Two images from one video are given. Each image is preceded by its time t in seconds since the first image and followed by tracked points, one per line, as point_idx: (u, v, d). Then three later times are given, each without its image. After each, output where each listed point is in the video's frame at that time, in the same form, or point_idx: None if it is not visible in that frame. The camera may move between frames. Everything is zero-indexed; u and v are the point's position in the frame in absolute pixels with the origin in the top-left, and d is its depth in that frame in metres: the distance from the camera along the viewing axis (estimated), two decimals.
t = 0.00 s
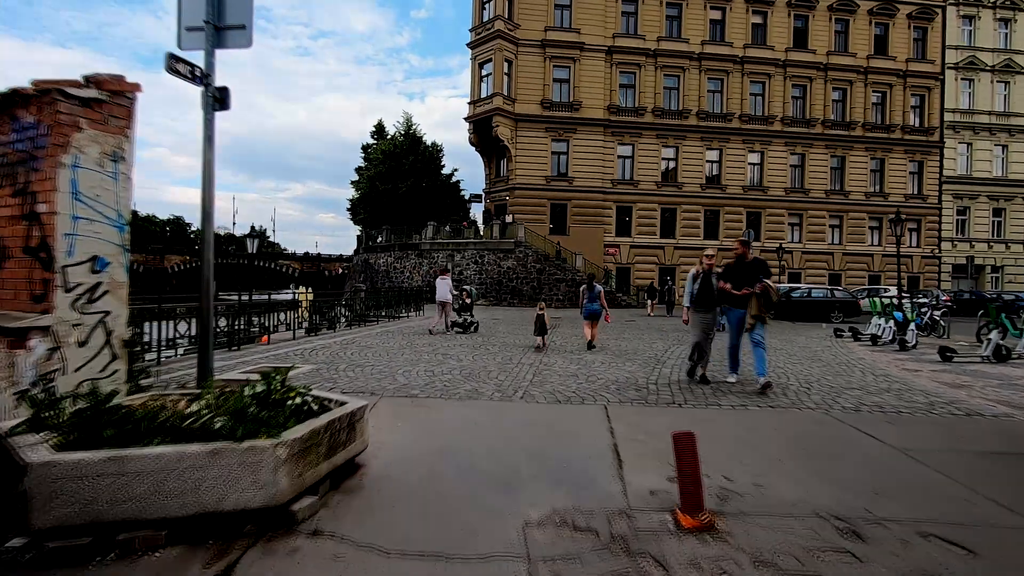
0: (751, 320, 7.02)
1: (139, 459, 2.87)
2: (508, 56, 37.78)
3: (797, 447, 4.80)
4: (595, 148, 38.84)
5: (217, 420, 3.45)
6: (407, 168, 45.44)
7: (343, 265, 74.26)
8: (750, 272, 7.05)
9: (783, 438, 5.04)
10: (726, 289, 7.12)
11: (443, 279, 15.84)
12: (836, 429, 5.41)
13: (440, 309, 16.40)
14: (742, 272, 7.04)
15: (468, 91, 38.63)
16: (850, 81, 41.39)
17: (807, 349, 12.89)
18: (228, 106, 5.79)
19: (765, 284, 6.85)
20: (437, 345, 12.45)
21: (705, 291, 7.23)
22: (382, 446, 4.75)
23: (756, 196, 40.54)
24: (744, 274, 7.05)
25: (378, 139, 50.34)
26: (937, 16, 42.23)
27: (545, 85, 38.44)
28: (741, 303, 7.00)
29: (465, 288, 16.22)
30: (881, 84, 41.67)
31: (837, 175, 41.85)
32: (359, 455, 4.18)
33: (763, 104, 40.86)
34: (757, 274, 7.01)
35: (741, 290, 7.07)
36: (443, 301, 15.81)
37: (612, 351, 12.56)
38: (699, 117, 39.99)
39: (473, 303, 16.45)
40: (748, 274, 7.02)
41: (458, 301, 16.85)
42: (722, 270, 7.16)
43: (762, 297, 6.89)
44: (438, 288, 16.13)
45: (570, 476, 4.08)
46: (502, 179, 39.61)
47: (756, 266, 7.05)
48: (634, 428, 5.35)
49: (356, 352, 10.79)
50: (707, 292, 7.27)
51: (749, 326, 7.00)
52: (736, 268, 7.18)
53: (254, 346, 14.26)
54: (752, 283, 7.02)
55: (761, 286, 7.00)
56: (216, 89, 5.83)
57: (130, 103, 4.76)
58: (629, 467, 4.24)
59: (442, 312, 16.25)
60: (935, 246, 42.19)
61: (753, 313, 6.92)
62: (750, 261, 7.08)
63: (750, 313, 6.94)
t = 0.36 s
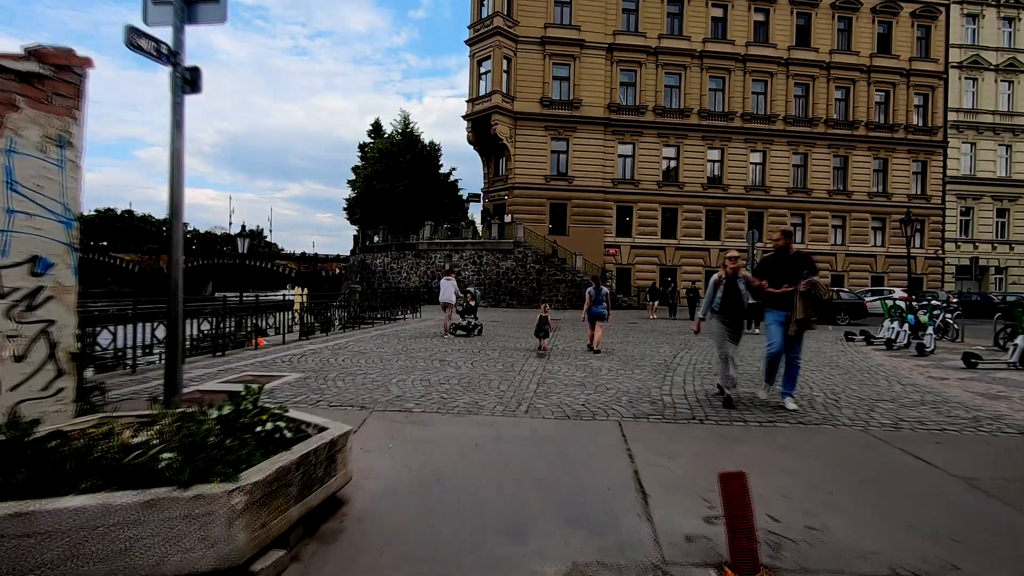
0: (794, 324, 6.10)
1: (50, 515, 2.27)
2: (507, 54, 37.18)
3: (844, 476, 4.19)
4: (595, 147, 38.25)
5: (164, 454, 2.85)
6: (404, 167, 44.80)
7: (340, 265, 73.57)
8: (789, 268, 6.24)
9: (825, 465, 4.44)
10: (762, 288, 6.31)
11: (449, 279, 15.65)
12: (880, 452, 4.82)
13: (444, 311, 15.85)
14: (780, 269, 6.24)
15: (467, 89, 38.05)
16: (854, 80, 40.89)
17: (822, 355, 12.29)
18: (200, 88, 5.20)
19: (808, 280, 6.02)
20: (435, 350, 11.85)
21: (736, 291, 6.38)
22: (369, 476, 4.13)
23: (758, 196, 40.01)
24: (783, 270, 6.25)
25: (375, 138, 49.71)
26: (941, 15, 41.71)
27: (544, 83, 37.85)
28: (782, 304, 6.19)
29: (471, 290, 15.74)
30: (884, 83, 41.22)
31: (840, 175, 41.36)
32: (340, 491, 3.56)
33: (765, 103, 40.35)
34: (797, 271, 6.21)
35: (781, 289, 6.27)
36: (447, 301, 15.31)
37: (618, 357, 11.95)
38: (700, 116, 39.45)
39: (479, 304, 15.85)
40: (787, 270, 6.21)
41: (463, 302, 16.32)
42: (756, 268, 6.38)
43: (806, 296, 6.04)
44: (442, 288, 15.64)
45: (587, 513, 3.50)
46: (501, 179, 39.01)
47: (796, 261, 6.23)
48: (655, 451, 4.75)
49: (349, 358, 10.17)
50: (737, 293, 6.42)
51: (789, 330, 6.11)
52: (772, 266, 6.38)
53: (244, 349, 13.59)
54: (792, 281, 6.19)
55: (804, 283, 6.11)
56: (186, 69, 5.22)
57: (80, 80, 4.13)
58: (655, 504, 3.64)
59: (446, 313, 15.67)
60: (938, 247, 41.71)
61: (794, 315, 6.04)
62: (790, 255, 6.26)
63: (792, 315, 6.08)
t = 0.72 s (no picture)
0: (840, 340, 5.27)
1: None
2: (505, 50, 36.54)
3: (906, 516, 3.60)
4: (595, 145, 37.62)
5: (79, 507, 2.27)
6: (402, 166, 44.10)
7: (337, 266, 72.82)
8: (839, 273, 5.35)
9: (882, 501, 3.83)
10: (805, 296, 5.38)
11: (450, 279, 15.02)
12: (937, 480, 4.22)
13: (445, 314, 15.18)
14: (826, 275, 5.35)
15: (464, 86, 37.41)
16: (856, 78, 40.41)
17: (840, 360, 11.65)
18: (160, 60, 4.56)
19: (861, 289, 5.21)
20: (431, 354, 11.19)
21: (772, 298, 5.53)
22: (351, 514, 3.53)
23: (760, 195, 39.49)
24: (831, 275, 5.33)
25: (372, 136, 49.02)
26: (944, 12, 41.24)
27: (543, 80, 37.22)
28: (828, 318, 5.25)
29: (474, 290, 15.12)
30: (887, 81, 40.76)
31: (843, 174, 40.87)
32: (312, 539, 2.96)
33: (767, 101, 39.81)
34: (847, 279, 5.31)
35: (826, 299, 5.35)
36: (448, 303, 14.71)
37: (624, 361, 11.31)
38: (702, 114, 38.89)
39: (480, 306, 15.32)
40: (837, 277, 5.29)
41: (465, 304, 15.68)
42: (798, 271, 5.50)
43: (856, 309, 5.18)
44: (442, 290, 14.99)
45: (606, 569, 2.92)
46: (499, 177, 38.37)
47: (847, 266, 5.33)
48: (679, 478, 4.15)
49: (340, 364, 9.51)
50: (775, 298, 5.59)
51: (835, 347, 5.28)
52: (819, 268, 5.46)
53: (233, 353, 12.88)
54: (841, 289, 5.31)
55: (854, 294, 5.24)
56: (147, 39, 4.57)
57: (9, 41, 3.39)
58: (688, 555, 3.04)
59: (448, 315, 15.00)
60: (942, 247, 41.28)
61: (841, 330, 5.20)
62: (840, 259, 5.36)
63: (839, 331, 5.24)
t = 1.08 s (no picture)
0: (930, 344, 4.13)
1: None
2: (503, 45, 35.89)
3: (1000, 561, 2.99)
4: (594, 142, 37.04)
5: None
6: (397, 163, 43.31)
7: (331, 265, 72.03)
8: (922, 258, 4.22)
9: (963, 539, 3.23)
10: (878, 289, 4.21)
11: (449, 278, 14.30)
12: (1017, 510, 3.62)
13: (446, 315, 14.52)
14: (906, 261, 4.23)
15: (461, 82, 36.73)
16: (858, 76, 39.94)
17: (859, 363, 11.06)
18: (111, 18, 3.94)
19: (955, 276, 4.05)
20: (427, 357, 10.52)
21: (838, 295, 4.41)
22: (330, 559, 2.91)
23: (761, 193, 39.00)
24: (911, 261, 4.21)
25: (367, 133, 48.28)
26: (946, 10, 40.83)
27: (542, 76, 36.59)
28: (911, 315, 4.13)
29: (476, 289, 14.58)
30: (889, 79, 40.31)
31: (844, 173, 40.43)
32: None
33: (768, 98, 39.30)
34: (933, 266, 4.17)
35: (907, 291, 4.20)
36: (450, 303, 14.12)
37: (633, 364, 10.69)
38: (702, 111, 38.36)
39: (482, 306, 14.81)
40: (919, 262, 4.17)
41: (465, 304, 15.07)
42: (867, 258, 4.38)
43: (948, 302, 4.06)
44: (442, 289, 14.30)
45: None
46: (496, 175, 37.72)
47: (929, 249, 4.23)
48: (718, 510, 3.55)
49: (330, 368, 8.83)
50: (843, 296, 4.43)
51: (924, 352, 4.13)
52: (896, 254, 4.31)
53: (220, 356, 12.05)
54: (927, 278, 4.16)
55: (946, 284, 4.09)
56: None
57: None
58: None
59: (449, 317, 14.34)
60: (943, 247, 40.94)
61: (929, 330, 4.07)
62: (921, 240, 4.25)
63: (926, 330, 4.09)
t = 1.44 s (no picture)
0: None
1: None
2: (499, 42, 35.27)
3: None
4: (591, 141, 36.48)
5: None
6: (391, 161, 42.60)
7: (326, 266, 71.24)
8: None
9: None
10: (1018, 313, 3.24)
11: (449, 279, 13.69)
12: None
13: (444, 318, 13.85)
14: None
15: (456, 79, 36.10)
16: (857, 75, 39.57)
17: (877, 371, 10.52)
18: None
19: None
20: (421, 364, 9.90)
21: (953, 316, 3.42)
22: None
23: (760, 193, 38.54)
24: None
25: (361, 131, 47.53)
26: (946, 9, 40.55)
27: (538, 74, 36.02)
28: None
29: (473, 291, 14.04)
30: (888, 78, 39.98)
31: (843, 173, 40.05)
32: None
33: (767, 97, 38.82)
34: None
35: None
36: (449, 305, 13.47)
37: (639, 371, 10.09)
38: (700, 110, 37.86)
39: (480, 309, 14.23)
40: None
41: (463, 306, 14.49)
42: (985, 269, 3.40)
43: None
44: (442, 290, 13.63)
45: None
46: (492, 174, 37.09)
47: None
48: (770, 569, 2.98)
49: (316, 378, 8.19)
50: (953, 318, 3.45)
51: None
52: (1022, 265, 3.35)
53: (205, 362, 11.20)
54: None
55: None
56: None
57: None
58: None
59: (447, 319, 13.66)
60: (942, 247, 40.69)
61: None
62: None
63: None
